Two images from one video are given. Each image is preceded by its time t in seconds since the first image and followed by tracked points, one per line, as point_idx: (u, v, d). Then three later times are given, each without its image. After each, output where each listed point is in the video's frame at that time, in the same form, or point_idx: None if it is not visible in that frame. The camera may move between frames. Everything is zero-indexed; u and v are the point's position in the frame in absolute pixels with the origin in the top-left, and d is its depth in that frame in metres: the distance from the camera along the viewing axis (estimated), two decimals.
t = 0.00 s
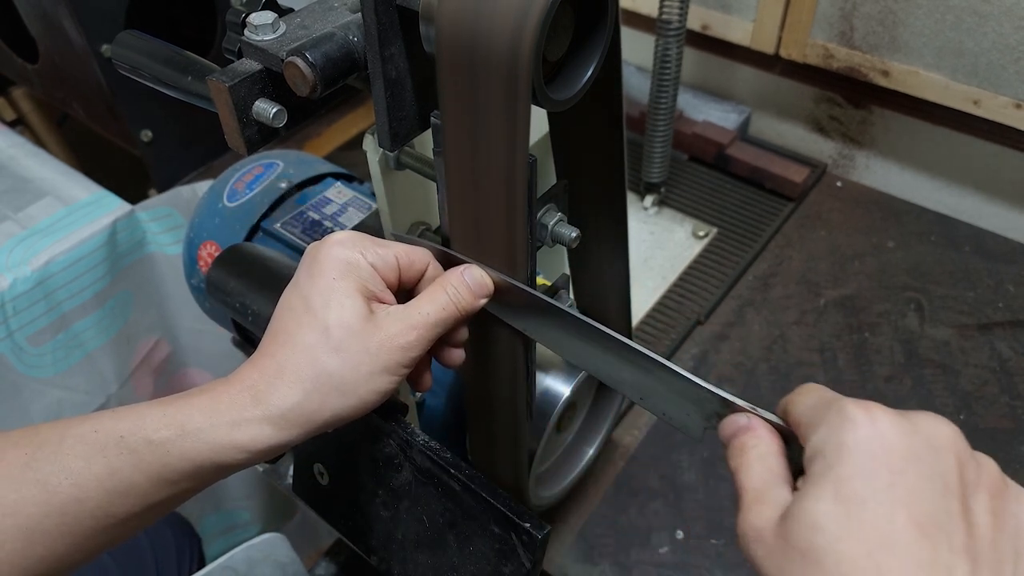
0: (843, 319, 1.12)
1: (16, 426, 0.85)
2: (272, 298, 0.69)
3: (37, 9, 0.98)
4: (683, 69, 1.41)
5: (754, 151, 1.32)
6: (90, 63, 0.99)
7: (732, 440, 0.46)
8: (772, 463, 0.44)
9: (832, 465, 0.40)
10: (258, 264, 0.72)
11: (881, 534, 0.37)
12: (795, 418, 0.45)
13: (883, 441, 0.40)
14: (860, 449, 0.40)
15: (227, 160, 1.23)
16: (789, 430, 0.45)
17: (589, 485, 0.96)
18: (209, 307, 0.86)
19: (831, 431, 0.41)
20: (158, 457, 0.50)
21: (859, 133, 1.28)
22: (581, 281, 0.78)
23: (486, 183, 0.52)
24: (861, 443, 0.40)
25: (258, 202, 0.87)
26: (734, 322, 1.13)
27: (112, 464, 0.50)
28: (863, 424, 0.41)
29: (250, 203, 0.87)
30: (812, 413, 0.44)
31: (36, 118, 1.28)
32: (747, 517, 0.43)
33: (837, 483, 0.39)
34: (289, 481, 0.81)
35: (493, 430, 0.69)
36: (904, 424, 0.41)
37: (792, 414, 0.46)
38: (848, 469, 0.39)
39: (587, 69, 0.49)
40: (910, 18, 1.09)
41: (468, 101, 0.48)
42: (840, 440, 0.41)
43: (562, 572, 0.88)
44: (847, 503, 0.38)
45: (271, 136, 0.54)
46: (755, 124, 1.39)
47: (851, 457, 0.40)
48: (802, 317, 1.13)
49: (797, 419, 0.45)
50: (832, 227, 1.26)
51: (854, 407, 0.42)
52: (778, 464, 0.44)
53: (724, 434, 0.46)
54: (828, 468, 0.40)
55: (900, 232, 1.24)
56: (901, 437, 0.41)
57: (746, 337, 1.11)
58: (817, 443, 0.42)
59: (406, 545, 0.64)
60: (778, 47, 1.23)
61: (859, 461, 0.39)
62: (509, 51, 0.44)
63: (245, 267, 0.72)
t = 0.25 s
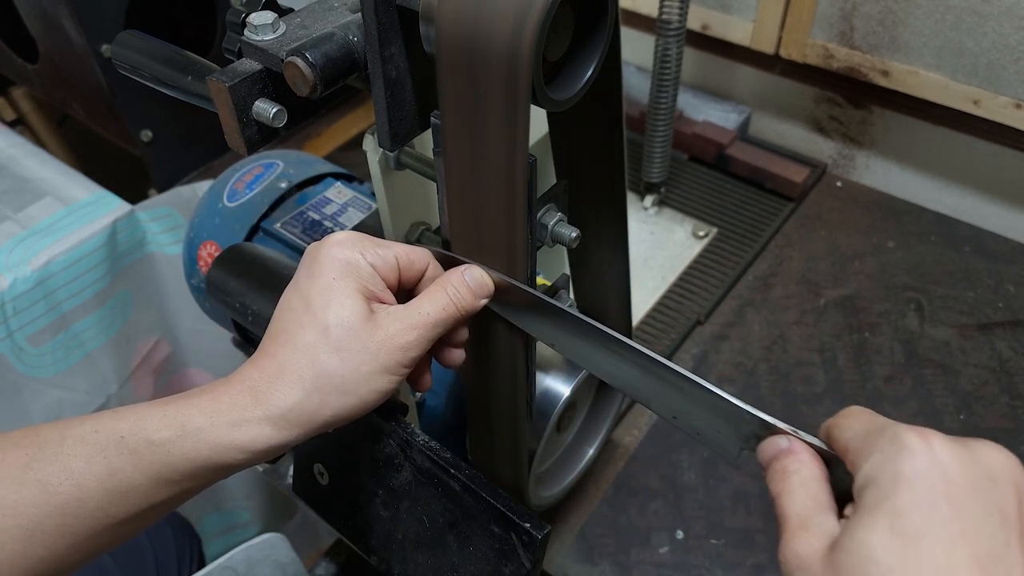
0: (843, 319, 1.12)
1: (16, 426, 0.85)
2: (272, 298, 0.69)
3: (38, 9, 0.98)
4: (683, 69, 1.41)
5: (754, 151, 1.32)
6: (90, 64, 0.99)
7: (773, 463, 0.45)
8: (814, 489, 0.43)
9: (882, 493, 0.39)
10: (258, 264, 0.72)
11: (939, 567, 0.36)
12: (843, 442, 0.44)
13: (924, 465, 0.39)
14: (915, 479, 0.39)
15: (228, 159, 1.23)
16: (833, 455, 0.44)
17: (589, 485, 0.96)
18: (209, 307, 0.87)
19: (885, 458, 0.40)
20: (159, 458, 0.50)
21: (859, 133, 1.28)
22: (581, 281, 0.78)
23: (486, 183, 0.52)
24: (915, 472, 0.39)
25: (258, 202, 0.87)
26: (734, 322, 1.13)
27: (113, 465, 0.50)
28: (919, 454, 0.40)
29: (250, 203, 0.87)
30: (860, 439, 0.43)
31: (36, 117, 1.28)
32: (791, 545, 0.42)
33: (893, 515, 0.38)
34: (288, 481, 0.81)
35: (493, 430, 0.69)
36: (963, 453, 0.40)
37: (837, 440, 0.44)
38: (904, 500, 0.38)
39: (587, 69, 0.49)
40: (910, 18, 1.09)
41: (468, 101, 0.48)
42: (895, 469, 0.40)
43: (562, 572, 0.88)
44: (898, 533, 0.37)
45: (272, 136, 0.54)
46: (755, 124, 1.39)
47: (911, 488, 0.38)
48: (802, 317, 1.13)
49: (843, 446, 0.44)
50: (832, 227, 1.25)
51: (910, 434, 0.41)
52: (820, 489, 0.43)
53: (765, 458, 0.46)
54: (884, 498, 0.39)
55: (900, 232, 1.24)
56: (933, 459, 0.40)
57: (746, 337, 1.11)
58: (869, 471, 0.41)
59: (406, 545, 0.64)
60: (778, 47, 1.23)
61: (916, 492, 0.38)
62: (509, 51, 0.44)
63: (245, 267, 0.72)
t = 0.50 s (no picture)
0: (843, 319, 1.12)
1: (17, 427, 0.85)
2: (272, 298, 0.69)
3: (37, 9, 0.98)
4: (683, 69, 1.41)
5: (754, 151, 1.32)
6: (90, 64, 0.99)
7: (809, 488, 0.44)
8: (857, 520, 0.42)
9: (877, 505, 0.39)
10: (258, 265, 0.72)
11: None
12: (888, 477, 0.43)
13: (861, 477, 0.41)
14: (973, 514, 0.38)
15: (228, 159, 1.23)
16: (876, 485, 0.43)
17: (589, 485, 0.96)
18: (210, 307, 0.87)
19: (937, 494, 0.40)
20: (160, 459, 0.50)
21: (859, 133, 1.28)
22: (581, 281, 0.78)
23: (487, 183, 0.52)
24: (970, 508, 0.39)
25: (257, 202, 0.87)
26: (734, 322, 1.13)
27: (114, 466, 0.50)
28: (976, 490, 0.39)
29: (250, 203, 0.87)
30: (912, 472, 0.42)
31: (36, 117, 1.28)
32: None
33: (948, 551, 0.37)
34: (289, 481, 0.81)
35: (493, 431, 0.69)
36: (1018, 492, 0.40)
37: (884, 471, 0.44)
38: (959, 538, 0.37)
39: (587, 68, 0.49)
40: (910, 18, 1.09)
41: (468, 101, 0.48)
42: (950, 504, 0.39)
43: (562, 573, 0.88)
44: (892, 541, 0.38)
45: (272, 136, 0.54)
46: (755, 124, 1.39)
47: (967, 526, 0.38)
48: (802, 317, 1.13)
49: (890, 477, 0.43)
50: (832, 227, 1.25)
51: (965, 471, 0.40)
52: (863, 519, 0.42)
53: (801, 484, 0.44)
54: (939, 533, 0.38)
55: (900, 232, 1.24)
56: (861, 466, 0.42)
57: (746, 337, 1.11)
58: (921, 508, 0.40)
59: (406, 545, 0.64)
60: (778, 47, 1.23)
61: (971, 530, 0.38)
62: (509, 51, 0.44)
63: (245, 267, 0.72)
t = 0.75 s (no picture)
0: (843, 319, 1.12)
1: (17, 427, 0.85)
2: (272, 298, 0.69)
3: (37, 9, 0.98)
4: (683, 69, 1.41)
5: (754, 151, 1.32)
6: (90, 64, 0.99)
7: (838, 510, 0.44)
8: (890, 547, 0.42)
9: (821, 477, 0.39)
10: (259, 264, 0.72)
11: None
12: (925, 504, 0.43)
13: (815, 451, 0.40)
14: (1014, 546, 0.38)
15: (227, 159, 1.23)
16: (911, 513, 0.43)
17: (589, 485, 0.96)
18: (210, 307, 0.87)
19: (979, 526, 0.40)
20: (161, 459, 0.50)
21: (859, 133, 1.28)
22: (581, 281, 0.78)
23: (486, 183, 0.52)
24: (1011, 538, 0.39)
25: (257, 202, 0.87)
26: (734, 322, 1.13)
27: (115, 467, 0.50)
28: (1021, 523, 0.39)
29: (250, 204, 0.87)
30: (951, 500, 0.42)
31: (36, 117, 1.28)
32: None
33: None
34: (289, 481, 0.81)
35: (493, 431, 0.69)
36: None
37: (921, 499, 0.44)
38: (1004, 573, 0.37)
39: (587, 68, 0.49)
40: (910, 18, 1.09)
41: (468, 102, 0.48)
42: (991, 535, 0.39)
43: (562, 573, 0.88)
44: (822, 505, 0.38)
45: (272, 136, 0.54)
46: (755, 124, 1.39)
47: (1011, 559, 0.38)
48: (802, 317, 1.13)
49: (928, 506, 0.43)
50: (832, 227, 1.25)
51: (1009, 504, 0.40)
52: (896, 548, 0.42)
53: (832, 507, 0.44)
54: (981, 566, 0.38)
55: (900, 232, 1.24)
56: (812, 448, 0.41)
57: (747, 337, 1.11)
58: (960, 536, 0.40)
59: (406, 545, 0.63)
60: (778, 47, 1.23)
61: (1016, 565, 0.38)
62: (509, 51, 0.44)
63: (246, 267, 0.72)
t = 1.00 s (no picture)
0: (843, 319, 1.12)
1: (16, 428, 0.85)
2: (272, 298, 0.69)
3: (37, 9, 0.98)
4: (683, 69, 1.41)
5: (754, 151, 1.32)
6: (90, 63, 0.99)
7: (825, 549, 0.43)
8: None
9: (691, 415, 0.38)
10: (259, 265, 0.72)
11: None
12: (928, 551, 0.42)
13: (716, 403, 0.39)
14: None
15: (228, 159, 1.23)
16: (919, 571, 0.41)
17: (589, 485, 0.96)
18: (209, 307, 0.87)
19: None
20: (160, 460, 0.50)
21: (859, 133, 1.28)
22: (581, 281, 0.78)
23: (486, 184, 0.52)
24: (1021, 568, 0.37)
25: (258, 202, 0.87)
26: (734, 322, 1.13)
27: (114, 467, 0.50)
28: None
29: (250, 204, 0.87)
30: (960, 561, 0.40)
31: (36, 117, 1.28)
32: None
33: None
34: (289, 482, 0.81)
35: (493, 431, 0.69)
36: None
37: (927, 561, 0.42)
38: None
39: (588, 68, 0.49)
40: (910, 18, 1.09)
41: (468, 102, 0.48)
42: None
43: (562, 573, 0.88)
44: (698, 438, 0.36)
45: (272, 136, 0.54)
46: (755, 124, 1.39)
47: None
48: (802, 317, 1.13)
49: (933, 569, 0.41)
50: (832, 227, 1.25)
51: None
52: None
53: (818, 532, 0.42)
54: None
55: (900, 232, 1.24)
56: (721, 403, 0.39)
57: (747, 337, 1.11)
58: None
59: (406, 545, 0.64)
60: (778, 47, 1.23)
61: None
62: (509, 52, 0.44)
63: (246, 267, 0.72)
